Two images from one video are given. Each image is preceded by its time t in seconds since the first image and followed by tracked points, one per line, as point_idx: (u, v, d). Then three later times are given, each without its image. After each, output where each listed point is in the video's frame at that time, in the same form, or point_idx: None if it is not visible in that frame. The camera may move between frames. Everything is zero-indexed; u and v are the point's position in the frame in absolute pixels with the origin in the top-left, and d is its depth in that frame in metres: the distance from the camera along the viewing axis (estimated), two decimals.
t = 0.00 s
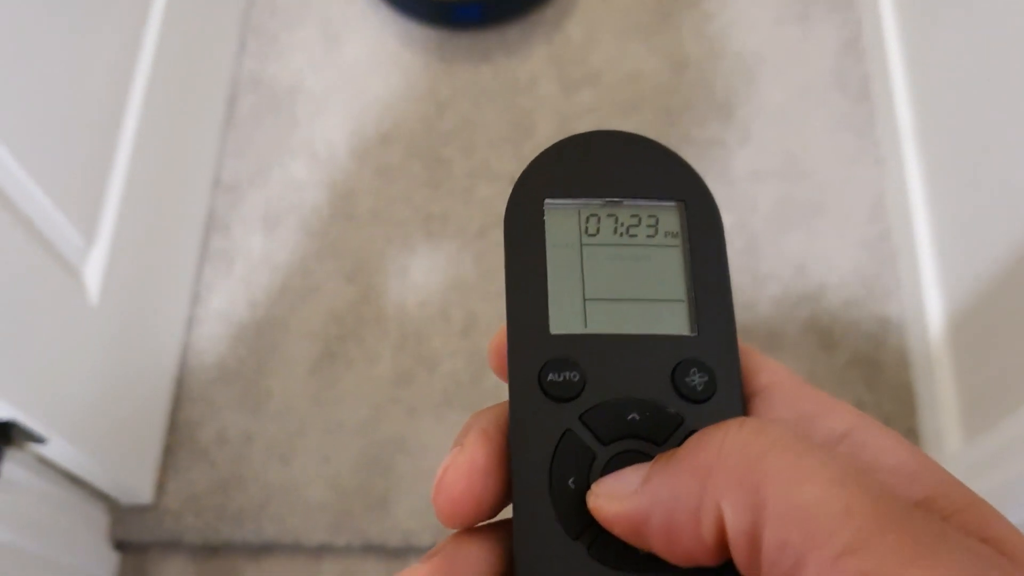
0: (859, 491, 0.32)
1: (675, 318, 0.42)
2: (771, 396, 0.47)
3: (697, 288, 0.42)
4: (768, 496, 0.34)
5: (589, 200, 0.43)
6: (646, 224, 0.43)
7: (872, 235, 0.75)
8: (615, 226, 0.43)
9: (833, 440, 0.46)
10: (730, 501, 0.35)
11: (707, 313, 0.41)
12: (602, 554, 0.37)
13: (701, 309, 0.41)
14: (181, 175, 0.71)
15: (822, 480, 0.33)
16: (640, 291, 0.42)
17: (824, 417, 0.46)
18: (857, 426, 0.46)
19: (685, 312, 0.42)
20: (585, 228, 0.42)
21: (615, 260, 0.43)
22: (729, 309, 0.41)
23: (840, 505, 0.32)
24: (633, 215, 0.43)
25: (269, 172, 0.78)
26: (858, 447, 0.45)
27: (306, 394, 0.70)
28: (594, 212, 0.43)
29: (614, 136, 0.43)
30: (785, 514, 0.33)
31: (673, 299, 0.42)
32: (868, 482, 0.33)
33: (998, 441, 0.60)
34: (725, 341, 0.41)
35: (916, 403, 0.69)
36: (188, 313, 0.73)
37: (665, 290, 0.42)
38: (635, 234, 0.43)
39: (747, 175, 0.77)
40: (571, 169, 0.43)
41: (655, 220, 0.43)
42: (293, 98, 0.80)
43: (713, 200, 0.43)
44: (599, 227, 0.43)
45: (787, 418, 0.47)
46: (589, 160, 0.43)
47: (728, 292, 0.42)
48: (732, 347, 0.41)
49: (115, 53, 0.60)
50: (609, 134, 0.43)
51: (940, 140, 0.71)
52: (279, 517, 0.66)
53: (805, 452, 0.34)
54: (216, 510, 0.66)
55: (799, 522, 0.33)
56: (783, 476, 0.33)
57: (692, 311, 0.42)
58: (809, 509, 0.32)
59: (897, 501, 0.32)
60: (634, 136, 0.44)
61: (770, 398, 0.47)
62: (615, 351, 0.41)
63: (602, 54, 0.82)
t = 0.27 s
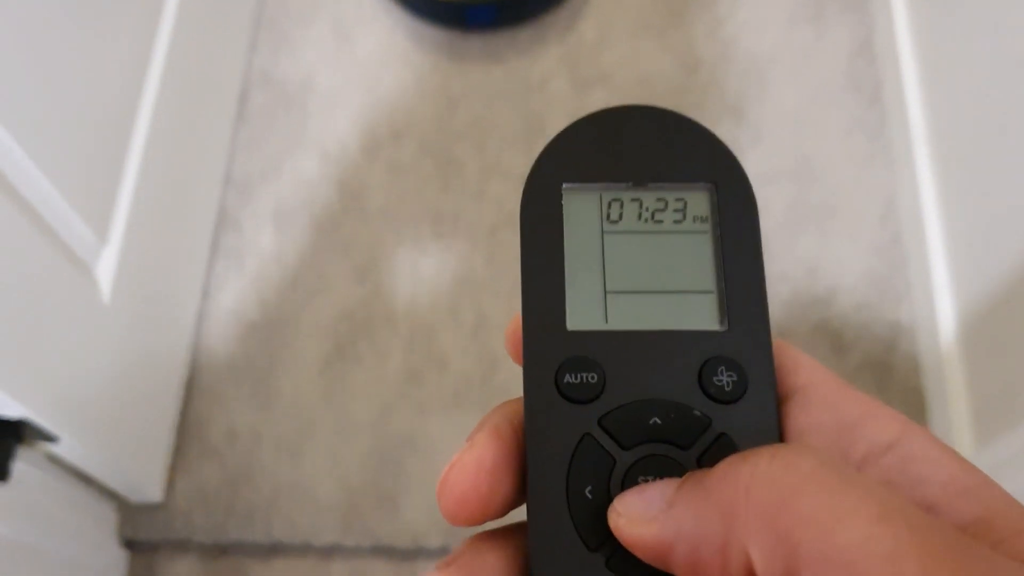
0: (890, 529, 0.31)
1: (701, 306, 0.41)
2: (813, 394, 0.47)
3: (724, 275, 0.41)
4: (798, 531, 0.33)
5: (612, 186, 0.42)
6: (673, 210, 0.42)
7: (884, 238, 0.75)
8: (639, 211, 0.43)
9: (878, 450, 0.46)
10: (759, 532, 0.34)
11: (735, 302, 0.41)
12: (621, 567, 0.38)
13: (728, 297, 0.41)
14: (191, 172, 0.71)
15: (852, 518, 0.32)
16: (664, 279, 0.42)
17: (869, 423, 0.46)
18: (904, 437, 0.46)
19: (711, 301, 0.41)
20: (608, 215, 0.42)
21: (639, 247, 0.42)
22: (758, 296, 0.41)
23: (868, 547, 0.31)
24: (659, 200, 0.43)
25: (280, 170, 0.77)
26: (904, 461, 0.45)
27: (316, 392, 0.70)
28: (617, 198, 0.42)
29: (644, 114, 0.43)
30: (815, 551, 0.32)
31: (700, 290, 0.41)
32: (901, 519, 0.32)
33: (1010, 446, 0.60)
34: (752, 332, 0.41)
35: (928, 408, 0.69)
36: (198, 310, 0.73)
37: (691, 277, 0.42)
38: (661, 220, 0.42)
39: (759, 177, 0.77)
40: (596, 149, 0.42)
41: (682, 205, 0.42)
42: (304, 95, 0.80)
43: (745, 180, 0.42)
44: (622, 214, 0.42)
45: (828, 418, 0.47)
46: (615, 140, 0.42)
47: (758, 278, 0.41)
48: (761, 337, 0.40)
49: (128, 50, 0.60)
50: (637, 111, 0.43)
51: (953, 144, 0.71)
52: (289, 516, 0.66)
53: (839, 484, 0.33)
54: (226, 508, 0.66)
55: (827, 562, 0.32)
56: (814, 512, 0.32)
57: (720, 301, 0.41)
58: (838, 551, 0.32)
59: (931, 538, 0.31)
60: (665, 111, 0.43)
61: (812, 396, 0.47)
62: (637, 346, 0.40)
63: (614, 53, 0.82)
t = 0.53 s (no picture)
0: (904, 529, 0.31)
1: (704, 307, 0.41)
2: (822, 394, 0.47)
3: (729, 276, 0.41)
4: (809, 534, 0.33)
5: (616, 184, 0.42)
6: (678, 209, 0.42)
7: (894, 243, 0.75)
8: (644, 209, 0.42)
9: (889, 452, 0.45)
10: (769, 537, 0.34)
11: (740, 303, 0.41)
12: (619, 569, 0.37)
13: (733, 298, 0.41)
14: (199, 175, 0.71)
15: (865, 519, 0.32)
16: (668, 279, 0.42)
17: (878, 423, 0.46)
18: (914, 439, 0.46)
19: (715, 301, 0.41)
20: (611, 214, 0.42)
21: (641, 246, 0.42)
22: (763, 297, 0.41)
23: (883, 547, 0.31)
24: (663, 199, 0.42)
25: (287, 172, 0.77)
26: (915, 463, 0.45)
27: (323, 395, 0.70)
28: (620, 196, 0.42)
29: (650, 110, 0.42)
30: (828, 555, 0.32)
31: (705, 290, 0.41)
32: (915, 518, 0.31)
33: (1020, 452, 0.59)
34: (757, 334, 0.40)
35: (937, 413, 0.69)
36: (205, 312, 0.73)
37: (695, 277, 0.41)
38: (665, 218, 0.42)
39: (768, 181, 0.77)
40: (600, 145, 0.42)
41: (687, 204, 0.42)
42: (312, 98, 0.80)
43: (752, 179, 0.42)
44: (626, 212, 0.42)
45: (837, 417, 0.46)
46: (620, 137, 0.42)
47: (764, 279, 0.41)
48: (765, 339, 0.40)
49: (136, 52, 0.60)
50: (643, 109, 0.42)
51: (963, 149, 0.71)
52: (295, 519, 0.66)
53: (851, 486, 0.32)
54: (232, 510, 0.66)
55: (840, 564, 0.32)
56: (826, 514, 0.32)
57: (725, 303, 0.41)
58: (851, 552, 0.31)
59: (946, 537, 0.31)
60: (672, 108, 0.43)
61: (820, 397, 0.47)
62: (638, 347, 0.40)
63: (622, 57, 0.81)
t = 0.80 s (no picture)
0: (904, 528, 0.31)
1: (702, 294, 0.41)
2: (825, 387, 0.47)
3: (727, 262, 0.41)
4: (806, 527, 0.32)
5: (613, 169, 0.42)
6: (676, 194, 0.42)
7: (895, 241, 0.74)
8: (641, 194, 0.42)
9: (891, 447, 0.45)
10: (765, 528, 0.34)
11: (738, 291, 0.40)
12: (614, 567, 0.37)
13: (731, 284, 0.40)
14: (200, 174, 0.71)
15: (864, 516, 0.31)
16: (665, 265, 0.42)
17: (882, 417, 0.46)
18: (917, 434, 0.46)
19: (713, 288, 0.41)
20: (608, 200, 0.42)
21: (639, 233, 0.42)
22: (763, 284, 0.40)
23: (881, 545, 0.30)
24: (661, 183, 0.42)
25: (288, 171, 0.77)
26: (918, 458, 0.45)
27: (323, 394, 0.69)
28: (618, 181, 0.42)
29: (646, 92, 0.42)
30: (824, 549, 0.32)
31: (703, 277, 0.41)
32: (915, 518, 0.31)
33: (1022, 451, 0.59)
34: (755, 322, 0.40)
35: (940, 412, 0.69)
36: (205, 311, 0.72)
37: (693, 264, 0.41)
38: (663, 204, 0.42)
39: (769, 179, 0.76)
40: (597, 128, 0.42)
41: (685, 189, 0.42)
42: (312, 95, 0.80)
43: (752, 162, 0.41)
44: (623, 198, 0.42)
45: (840, 410, 0.46)
46: (618, 120, 0.42)
47: (763, 266, 0.40)
48: (764, 327, 0.40)
49: (137, 51, 0.60)
50: (642, 90, 0.42)
51: (966, 147, 0.70)
52: (296, 517, 0.66)
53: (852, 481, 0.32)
54: (232, 509, 0.66)
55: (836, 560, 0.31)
56: (824, 509, 0.32)
57: (724, 290, 0.41)
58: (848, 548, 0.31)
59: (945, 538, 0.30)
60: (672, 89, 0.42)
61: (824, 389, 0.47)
62: (636, 337, 0.40)
63: (623, 54, 0.81)
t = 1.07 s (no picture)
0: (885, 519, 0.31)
1: (695, 294, 0.41)
2: (815, 381, 0.47)
3: (719, 263, 0.41)
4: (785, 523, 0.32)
5: (604, 172, 0.42)
6: (667, 196, 0.42)
7: (896, 239, 0.74)
8: (633, 197, 0.42)
9: (880, 439, 0.45)
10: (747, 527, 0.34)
11: (730, 291, 0.40)
12: (613, 562, 0.37)
13: (723, 285, 0.40)
14: (201, 174, 0.71)
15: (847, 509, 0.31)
16: (657, 267, 0.41)
17: (872, 410, 0.45)
18: (907, 425, 0.45)
19: (705, 289, 0.41)
20: (600, 202, 0.42)
21: (631, 235, 0.42)
22: (756, 282, 0.40)
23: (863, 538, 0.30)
24: (652, 186, 0.42)
25: (289, 170, 0.77)
26: (906, 451, 0.44)
27: (324, 393, 0.70)
28: (610, 184, 0.42)
29: (635, 97, 0.42)
30: (803, 544, 0.32)
31: (697, 278, 0.41)
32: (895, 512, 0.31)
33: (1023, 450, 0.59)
34: (747, 321, 0.40)
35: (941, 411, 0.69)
36: (206, 311, 0.72)
37: (685, 265, 0.41)
38: (654, 206, 0.42)
39: (770, 177, 0.76)
40: (588, 131, 0.42)
41: (677, 190, 0.42)
42: (312, 95, 0.80)
43: (741, 164, 0.42)
44: (615, 201, 0.42)
45: (829, 404, 0.46)
46: (608, 122, 0.42)
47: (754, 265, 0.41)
48: (756, 325, 0.40)
49: (138, 52, 0.60)
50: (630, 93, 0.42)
51: (967, 146, 0.70)
52: (298, 517, 0.66)
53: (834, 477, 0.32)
54: (234, 509, 0.66)
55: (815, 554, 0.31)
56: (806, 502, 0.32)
57: (717, 290, 0.41)
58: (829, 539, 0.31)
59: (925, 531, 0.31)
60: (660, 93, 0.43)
61: (814, 382, 0.47)
62: (631, 335, 0.40)
63: (623, 52, 0.81)
